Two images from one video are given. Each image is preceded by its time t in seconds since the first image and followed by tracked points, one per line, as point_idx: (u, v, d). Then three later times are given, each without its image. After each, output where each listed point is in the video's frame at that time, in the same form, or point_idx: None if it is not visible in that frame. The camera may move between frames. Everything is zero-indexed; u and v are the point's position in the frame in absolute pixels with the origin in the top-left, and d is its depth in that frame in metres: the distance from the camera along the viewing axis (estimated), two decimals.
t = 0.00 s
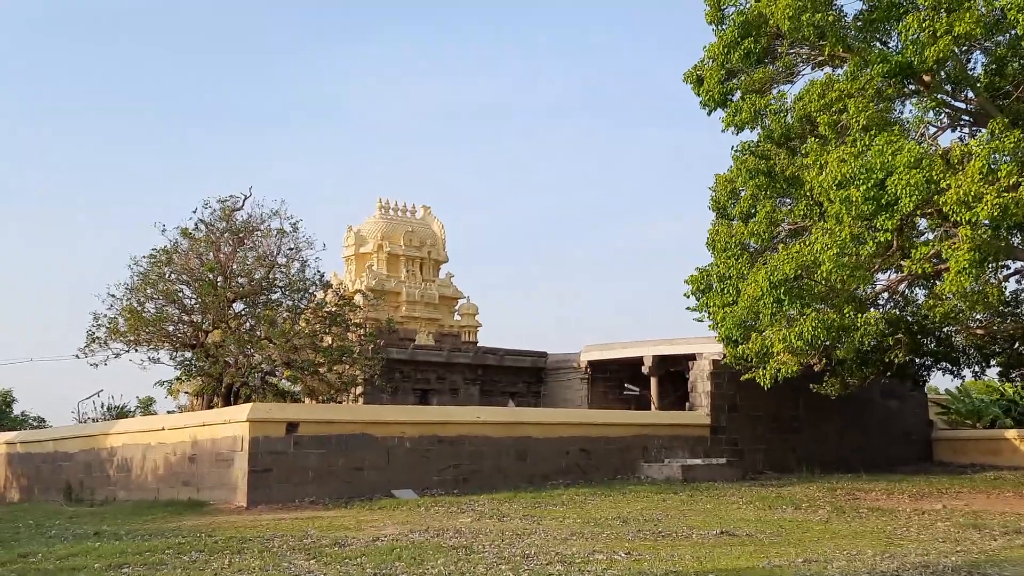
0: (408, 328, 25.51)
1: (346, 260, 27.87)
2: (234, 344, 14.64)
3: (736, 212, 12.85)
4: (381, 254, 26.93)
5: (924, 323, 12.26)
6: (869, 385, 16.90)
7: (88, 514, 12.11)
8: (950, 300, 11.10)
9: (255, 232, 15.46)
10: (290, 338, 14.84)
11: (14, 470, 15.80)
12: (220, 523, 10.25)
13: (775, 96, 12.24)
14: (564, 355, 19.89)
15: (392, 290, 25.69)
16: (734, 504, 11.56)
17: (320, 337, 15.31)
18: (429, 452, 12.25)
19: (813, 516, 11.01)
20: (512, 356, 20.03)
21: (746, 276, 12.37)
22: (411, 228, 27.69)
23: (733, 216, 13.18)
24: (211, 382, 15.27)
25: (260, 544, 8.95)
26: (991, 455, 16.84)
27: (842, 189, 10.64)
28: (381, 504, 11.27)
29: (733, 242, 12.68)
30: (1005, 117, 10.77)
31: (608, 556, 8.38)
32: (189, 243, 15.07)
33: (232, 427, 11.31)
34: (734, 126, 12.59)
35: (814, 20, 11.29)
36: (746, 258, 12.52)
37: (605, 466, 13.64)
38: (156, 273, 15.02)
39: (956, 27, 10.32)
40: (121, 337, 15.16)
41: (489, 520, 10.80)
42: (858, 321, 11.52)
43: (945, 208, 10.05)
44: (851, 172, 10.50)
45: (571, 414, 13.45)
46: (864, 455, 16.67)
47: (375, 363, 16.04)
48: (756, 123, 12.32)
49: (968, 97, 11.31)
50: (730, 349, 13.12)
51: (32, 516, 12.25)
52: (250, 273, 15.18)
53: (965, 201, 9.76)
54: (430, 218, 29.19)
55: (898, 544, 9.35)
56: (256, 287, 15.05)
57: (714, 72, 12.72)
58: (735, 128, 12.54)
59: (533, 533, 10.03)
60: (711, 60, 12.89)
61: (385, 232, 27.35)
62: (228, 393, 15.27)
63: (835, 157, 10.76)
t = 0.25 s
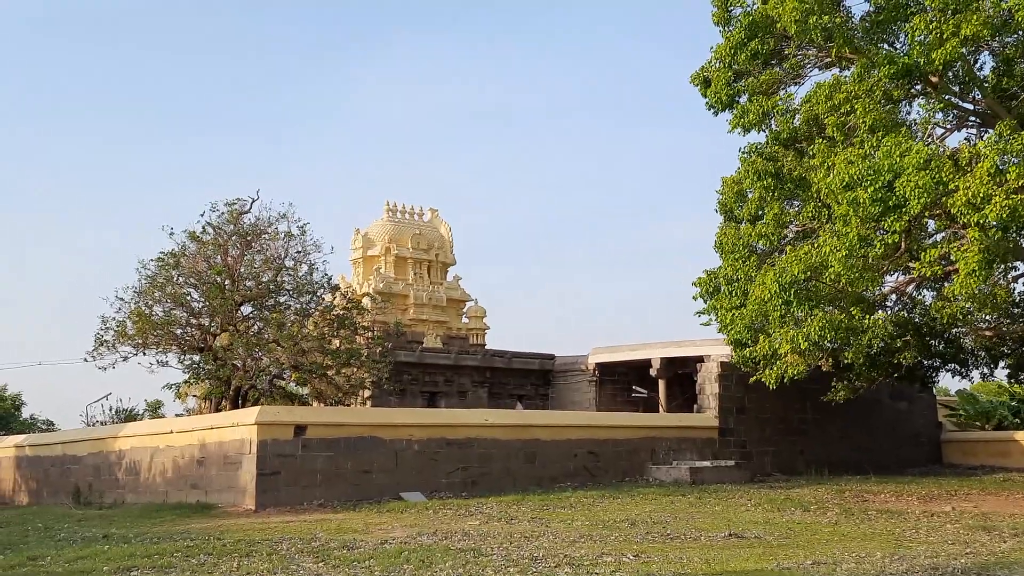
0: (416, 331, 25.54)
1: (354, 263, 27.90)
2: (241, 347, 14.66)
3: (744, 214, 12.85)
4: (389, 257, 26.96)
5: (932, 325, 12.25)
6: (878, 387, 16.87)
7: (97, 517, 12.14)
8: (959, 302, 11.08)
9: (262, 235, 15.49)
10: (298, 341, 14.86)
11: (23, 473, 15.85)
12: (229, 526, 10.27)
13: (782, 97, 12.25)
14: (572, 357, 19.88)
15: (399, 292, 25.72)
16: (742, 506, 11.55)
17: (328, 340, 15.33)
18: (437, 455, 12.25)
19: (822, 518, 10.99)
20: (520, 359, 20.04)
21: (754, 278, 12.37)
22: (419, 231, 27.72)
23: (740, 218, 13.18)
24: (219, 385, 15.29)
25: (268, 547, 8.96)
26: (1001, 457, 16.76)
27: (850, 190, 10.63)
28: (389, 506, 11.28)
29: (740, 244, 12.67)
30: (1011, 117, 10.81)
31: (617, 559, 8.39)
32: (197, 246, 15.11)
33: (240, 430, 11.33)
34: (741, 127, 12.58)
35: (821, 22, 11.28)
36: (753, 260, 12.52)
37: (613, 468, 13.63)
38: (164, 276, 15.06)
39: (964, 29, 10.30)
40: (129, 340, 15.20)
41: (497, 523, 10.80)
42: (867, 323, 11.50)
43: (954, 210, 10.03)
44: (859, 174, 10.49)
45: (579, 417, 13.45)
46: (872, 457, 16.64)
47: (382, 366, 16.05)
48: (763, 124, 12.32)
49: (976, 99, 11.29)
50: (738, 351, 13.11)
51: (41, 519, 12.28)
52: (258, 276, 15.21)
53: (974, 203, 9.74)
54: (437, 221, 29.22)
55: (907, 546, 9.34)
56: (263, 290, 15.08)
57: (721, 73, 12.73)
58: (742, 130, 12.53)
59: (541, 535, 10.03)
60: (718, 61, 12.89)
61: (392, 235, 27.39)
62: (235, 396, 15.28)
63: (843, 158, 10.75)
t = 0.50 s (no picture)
0: (420, 332, 25.56)
1: (358, 265, 27.92)
2: (246, 349, 14.67)
3: (748, 215, 12.85)
4: (393, 258, 26.98)
5: (937, 325, 12.25)
6: (883, 388, 16.86)
7: (103, 519, 12.16)
8: (964, 303, 11.08)
9: (267, 237, 15.51)
10: (303, 343, 14.88)
11: (29, 474, 15.87)
12: (234, 527, 10.28)
13: (787, 98, 12.25)
14: (576, 359, 19.87)
15: (404, 294, 25.75)
16: (747, 507, 11.55)
17: (333, 341, 15.35)
18: (442, 456, 12.26)
19: (827, 519, 10.99)
20: (525, 360, 20.05)
21: (759, 278, 12.37)
22: (423, 232, 27.74)
23: (745, 219, 13.18)
24: (224, 386, 15.30)
25: (273, 548, 8.96)
26: (1007, 458, 16.70)
27: (855, 191, 10.64)
28: (394, 507, 11.28)
29: (745, 244, 12.68)
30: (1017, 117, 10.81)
31: (622, 559, 8.39)
32: (202, 248, 15.13)
33: (245, 431, 11.34)
34: (745, 128, 12.59)
35: (826, 23, 11.28)
36: (758, 261, 12.52)
37: (618, 469, 13.63)
38: (169, 278, 15.09)
39: (969, 30, 10.29)
40: (134, 342, 15.22)
41: (502, 524, 10.81)
42: (872, 324, 11.50)
43: (959, 211, 10.03)
44: (864, 175, 10.49)
45: (584, 418, 13.45)
46: (877, 458, 16.63)
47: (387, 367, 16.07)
48: (767, 125, 12.33)
49: (981, 99, 11.29)
50: (743, 352, 13.11)
51: (47, 520, 12.30)
52: (262, 278, 15.23)
53: (979, 204, 9.73)
54: (442, 222, 29.23)
55: (912, 546, 9.34)
56: (268, 292, 15.10)
57: (726, 74, 12.73)
58: (747, 131, 12.54)
59: (546, 536, 10.03)
60: (722, 62, 12.89)
61: (397, 236, 27.42)
62: (240, 397, 15.30)
63: (848, 159, 10.75)
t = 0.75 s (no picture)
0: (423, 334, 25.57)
1: (361, 266, 27.93)
2: (249, 350, 14.67)
3: (751, 216, 12.84)
4: (396, 259, 26.98)
5: (939, 326, 12.24)
6: (886, 388, 16.85)
7: (106, 520, 12.16)
8: (966, 303, 11.07)
9: (269, 238, 15.51)
10: (305, 344, 14.89)
11: (32, 476, 15.88)
12: (237, 528, 10.28)
13: (790, 99, 12.25)
14: (579, 360, 19.87)
15: (407, 295, 25.76)
16: (750, 508, 11.54)
17: (335, 342, 15.36)
18: (444, 457, 12.25)
19: (830, 520, 10.98)
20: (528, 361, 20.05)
21: (761, 279, 12.37)
22: (426, 233, 27.74)
23: (748, 220, 13.18)
24: (227, 388, 15.30)
25: (276, 549, 8.96)
26: (1012, 459, 16.62)
27: (857, 192, 10.63)
28: (396, 509, 11.28)
29: (747, 245, 12.67)
30: (1019, 117, 10.81)
31: (625, 561, 8.39)
32: (204, 249, 15.14)
33: (248, 432, 11.34)
34: (748, 130, 12.58)
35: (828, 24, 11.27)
36: (760, 262, 12.52)
37: (621, 470, 13.63)
38: (171, 279, 15.09)
39: (972, 31, 10.28)
40: (136, 343, 15.22)
41: (505, 525, 10.80)
42: (874, 325, 11.49)
43: (961, 212, 10.02)
44: (866, 175, 10.49)
45: (586, 419, 13.45)
46: (880, 459, 16.62)
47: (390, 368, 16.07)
48: (769, 126, 12.32)
49: (983, 99, 11.28)
50: (745, 352, 13.10)
51: (50, 521, 12.31)
52: (265, 279, 15.23)
53: (981, 205, 9.72)
54: (444, 223, 29.23)
55: (916, 547, 9.33)
56: (270, 293, 15.11)
57: (728, 75, 12.72)
58: (749, 132, 12.53)
59: (548, 537, 10.03)
60: (725, 64, 12.88)
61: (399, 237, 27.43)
62: (243, 398, 15.30)
63: (850, 160, 10.74)
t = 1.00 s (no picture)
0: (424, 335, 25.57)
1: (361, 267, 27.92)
2: (250, 351, 14.66)
3: (751, 217, 12.85)
4: (397, 260, 26.97)
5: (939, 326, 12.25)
6: (886, 389, 16.86)
7: (106, 521, 12.15)
8: (967, 304, 11.08)
9: (270, 239, 15.51)
10: (306, 345, 14.89)
11: (32, 477, 15.87)
12: (238, 529, 10.28)
13: (790, 101, 12.26)
14: (580, 360, 19.87)
15: (407, 296, 25.76)
16: (751, 508, 11.55)
17: (336, 343, 15.36)
18: (445, 458, 12.25)
19: (831, 520, 10.99)
20: (528, 362, 20.06)
21: (762, 280, 12.38)
22: (426, 234, 27.73)
23: (748, 221, 13.18)
24: (227, 389, 15.29)
25: (277, 550, 8.96)
26: (1012, 459, 16.67)
27: (858, 193, 10.64)
28: (397, 510, 11.28)
29: (748, 246, 12.68)
30: (1020, 118, 10.82)
31: (626, 562, 8.39)
32: (204, 250, 15.13)
33: (249, 434, 11.34)
34: (748, 131, 12.59)
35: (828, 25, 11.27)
36: (761, 262, 12.53)
37: (622, 471, 13.63)
38: (172, 280, 15.09)
39: (972, 32, 10.29)
40: (137, 344, 15.22)
41: (506, 526, 10.81)
42: (875, 325, 11.49)
43: (961, 213, 10.03)
44: (866, 177, 10.50)
45: (587, 419, 13.46)
46: (881, 459, 16.63)
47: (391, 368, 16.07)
48: (770, 128, 12.33)
49: (983, 100, 11.29)
50: (746, 353, 13.11)
51: (51, 523, 12.30)
52: (266, 280, 15.23)
53: (981, 205, 9.72)
54: (445, 224, 29.22)
55: (917, 548, 9.34)
56: (271, 294, 15.11)
57: (729, 77, 12.72)
58: (750, 134, 12.54)
59: (549, 538, 10.03)
60: (725, 65, 12.88)
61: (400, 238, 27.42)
62: (244, 399, 15.30)
63: (851, 161, 10.74)
